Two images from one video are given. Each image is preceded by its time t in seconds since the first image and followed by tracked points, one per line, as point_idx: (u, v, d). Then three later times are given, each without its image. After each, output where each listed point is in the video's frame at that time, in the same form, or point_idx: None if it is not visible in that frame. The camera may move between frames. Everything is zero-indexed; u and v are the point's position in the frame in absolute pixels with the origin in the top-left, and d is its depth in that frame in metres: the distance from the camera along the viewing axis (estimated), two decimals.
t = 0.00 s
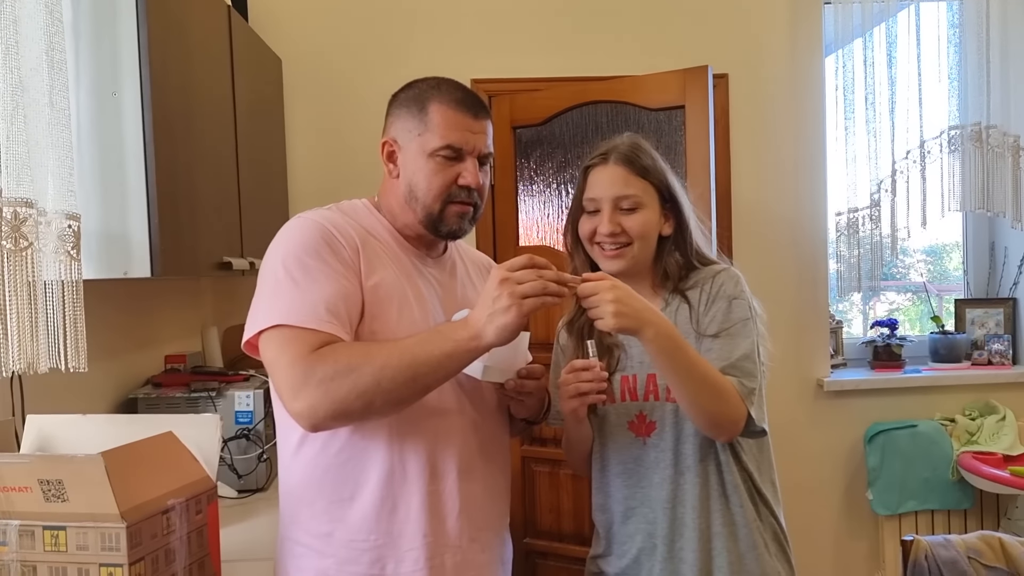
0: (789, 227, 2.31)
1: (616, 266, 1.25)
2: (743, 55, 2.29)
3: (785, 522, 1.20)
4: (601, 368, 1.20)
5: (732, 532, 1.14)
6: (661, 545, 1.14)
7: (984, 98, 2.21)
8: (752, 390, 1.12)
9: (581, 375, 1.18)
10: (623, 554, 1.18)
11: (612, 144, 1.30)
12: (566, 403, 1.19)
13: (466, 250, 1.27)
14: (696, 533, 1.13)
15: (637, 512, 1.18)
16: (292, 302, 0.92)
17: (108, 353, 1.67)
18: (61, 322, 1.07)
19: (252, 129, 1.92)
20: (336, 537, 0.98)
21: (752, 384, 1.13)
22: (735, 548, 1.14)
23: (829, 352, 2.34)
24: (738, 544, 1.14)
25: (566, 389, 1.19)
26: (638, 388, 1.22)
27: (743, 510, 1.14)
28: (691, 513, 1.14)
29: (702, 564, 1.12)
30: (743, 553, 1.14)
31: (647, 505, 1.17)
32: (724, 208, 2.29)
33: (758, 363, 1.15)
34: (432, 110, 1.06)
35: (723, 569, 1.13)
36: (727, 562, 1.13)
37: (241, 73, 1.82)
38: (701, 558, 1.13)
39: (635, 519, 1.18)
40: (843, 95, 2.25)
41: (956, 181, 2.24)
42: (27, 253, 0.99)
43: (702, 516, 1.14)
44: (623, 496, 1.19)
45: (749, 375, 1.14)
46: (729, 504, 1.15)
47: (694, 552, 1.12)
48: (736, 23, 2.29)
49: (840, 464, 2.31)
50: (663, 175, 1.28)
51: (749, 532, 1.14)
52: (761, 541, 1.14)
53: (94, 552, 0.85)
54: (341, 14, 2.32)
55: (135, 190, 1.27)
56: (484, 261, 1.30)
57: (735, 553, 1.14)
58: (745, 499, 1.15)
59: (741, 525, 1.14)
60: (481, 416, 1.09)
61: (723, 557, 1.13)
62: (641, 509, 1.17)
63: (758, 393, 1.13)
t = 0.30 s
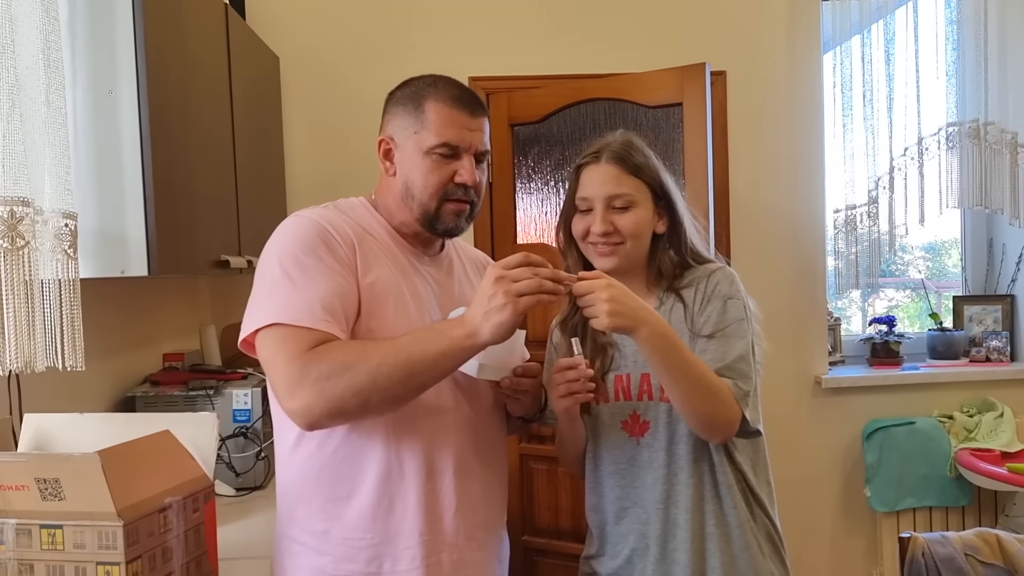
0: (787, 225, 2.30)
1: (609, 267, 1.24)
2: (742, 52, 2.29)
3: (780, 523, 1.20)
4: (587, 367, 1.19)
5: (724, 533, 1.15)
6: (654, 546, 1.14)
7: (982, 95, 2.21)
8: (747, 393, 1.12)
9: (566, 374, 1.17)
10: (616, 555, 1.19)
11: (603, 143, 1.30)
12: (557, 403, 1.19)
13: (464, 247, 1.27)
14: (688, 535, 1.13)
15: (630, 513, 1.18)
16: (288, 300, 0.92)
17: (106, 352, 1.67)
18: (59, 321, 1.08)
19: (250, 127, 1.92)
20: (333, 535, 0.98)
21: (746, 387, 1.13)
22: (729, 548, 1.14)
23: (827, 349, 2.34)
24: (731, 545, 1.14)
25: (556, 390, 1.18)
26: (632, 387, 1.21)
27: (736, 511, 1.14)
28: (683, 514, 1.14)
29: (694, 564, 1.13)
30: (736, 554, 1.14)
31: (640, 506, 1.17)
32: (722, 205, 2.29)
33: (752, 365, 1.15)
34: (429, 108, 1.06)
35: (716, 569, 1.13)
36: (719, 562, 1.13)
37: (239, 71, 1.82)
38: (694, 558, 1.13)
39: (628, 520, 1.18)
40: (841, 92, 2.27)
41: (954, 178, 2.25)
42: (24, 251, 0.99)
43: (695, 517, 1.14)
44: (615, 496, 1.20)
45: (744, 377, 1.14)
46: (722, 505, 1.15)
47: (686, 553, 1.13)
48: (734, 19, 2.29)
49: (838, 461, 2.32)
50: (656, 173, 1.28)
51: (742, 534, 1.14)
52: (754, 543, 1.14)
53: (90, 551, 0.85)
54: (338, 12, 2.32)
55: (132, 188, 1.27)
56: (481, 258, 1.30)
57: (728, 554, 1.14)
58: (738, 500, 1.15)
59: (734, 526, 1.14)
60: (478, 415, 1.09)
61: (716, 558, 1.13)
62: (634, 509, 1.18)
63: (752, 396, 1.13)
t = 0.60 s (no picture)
0: (783, 224, 2.30)
1: (629, 244, 1.23)
2: (738, 52, 2.29)
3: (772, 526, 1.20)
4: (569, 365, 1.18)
5: (715, 533, 1.15)
6: (642, 545, 1.15)
7: (978, 94, 2.21)
8: (738, 399, 1.13)
9: (548, 373, 1.17)
10: (604, 553, 1.20)
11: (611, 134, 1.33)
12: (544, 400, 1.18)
13: (457, 247, 1.27)
14: (676, 534, 1.14)
15: (618, 511, 1.19)
16: (279, 300, 0.92)
17: (101, 352, 1.67)
18: (52, 321, 1.08)
19: (246, 127, 1.93)
20: (324, 534, 0.98)
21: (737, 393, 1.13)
22: (718, 548, 1.14)
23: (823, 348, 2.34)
24: (721, 545, 1.15)
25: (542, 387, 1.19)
26: (623, 384, 1.22)
27: (726, 511, 1.15)
28: (672, 513, 1.15)
29: (682, 564, 1.13)
30: (726, 553, 1.14)
31: (628, 505, 1.18)
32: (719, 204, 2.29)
33: (744, 370, 1.16)
34: (420, 108, 1.06)
35: (704, 569, 1.13)
36: (708, 562, 1.13)
37: (233, 71, 1.82)
38: (681, 559, 1.13)
39: (617, 518, 1.19)
40: (837, 91, 2.28)
41: (950, 177, 2.24)
42: (16, 252, 1.00)
43: (683, 516, 1.14)
44: (605, 493, 1.21)
45: (735, 382, 1.15)
46: (712, 505, 1.16)
47: (674, 553, 1.13)
48: (731, 19, 2.29)
49: (834, 460, 2.32)
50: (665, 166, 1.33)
51: (733, 534, 1.14)
52: (745, 543, 1.15)
53: (81, 551, 0.86)
54: (334, 11, 2.32)
55: (125, 188, 1.27)
56: (473, 258, 1.30)
57: (718, 554, 1.14)
58: (728, 500, 1.15)
59: (724, 527, 1.15)
60: (470, 415, 1.10)
61: (704, 557, 1.14)
62: (622, 508, 1.19)
63: (743, 402, 1.13)
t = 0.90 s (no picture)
0: (781, 225, 2.29)
1: (632, 247, 1.23)
2: (735, 52, 2.28)
3: (766, 530, 1.19)
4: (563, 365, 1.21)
5: (707, 536, 1.15)
6: (633, 547, 1.15)
7: (977, 94, 2.21)
8: (729, 404, 1.12)
9: (542, 372, 1.19)
10: (596, 553, 1.21)
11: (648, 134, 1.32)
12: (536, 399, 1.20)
13: (448, 248, 1.28)
14: (666, 536, 1.14)
15: (609, 512, 1.19)
16: (267, 300, 0.92)
17: (97, 352, 1.68)
18: (43, 321, 1.08)
19: (242, 128, 1.93)
20: (313, 534, 0.98)
21: (728, 399, 1.13)
22: (710, 552, 1.14)
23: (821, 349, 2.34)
24: (713, 547, 1.14)
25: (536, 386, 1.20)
26: (618, 385, 1.22)
27: (719, 514, 1.14)
28: (663, 515, 1.14)
29: (672, 567, 1.13)
30: (719, 556, 1.14)
31: (619, 507, 1.18)
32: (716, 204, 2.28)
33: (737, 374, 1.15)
34: (410, 109, 1.07)
35: (695, 571, 1.13)
36: (699, 565, 1.13)
37: (229, 71, 1.83)
38: (671, 561, 1.13)
39: (608, 519, 1.19)
40: (834, 91, 2.27)
41: (949, 178, 2.23)
42: (6, 252, 1.00)
43: (674, 518, 1.14)
44: (598, 494, 1.21)
45: (727, 387, 1.14)
46: (705, 507, 1.15)
47: (664, 555, 1.13)
48: (728, 19, 2.28)
49: (831, 462, 2.31)
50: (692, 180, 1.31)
51: (726, 537, 1.14)
52: (738, 546, 1.14)
53: (68, 550, 0.86)
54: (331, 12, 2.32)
55: (118, 189, 1.28)
56: (465, 258, 1.30)
57: (709, 557, 1.14)
58: (721, 503, 1.15)
59: (717, 530, 1.14)
60: (459, 415, 1.10)
61: (695, 560, 1.13)
62: (613, 509, 1.19)
63: (736, 406, 1.13)
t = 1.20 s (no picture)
0: (779, 227, 2.29)
1: (631, 249, 1.23)
2: (734, 53, 2.27)
3: (756, 535, 1.18)
4: (554, 364, 1.25)
5: (695, 539, 1.14)
6: (622, 546, 1.16)
7: (977, 96, 2.20)
8: (718, 412, 1.11)
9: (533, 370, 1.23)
10: (589, 550, 1.22)
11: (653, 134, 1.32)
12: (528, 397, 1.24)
13: (439, 249, 1.28)
14: (654, 537, 1.13)
15: (601, 510, 1.20)
16: (251, 301, 0.93)
17: (94, 352, 1.69)
18: (35, 320, 1.09)
19: (240, 130, 1.94)
20: (300, 534, 0.99)
21: (717, 407, 1.12)
22: (697, 555, 1.14)
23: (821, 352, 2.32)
24: (701, 552, 1.14)
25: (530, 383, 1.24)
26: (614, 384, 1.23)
27: (707, 518, 1.14)
28: (652, 517, 1.14)
29: (659, 568, 1.13)
30: (706, 559, 1.14)
31: (610, 506, 1.19)
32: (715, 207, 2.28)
33: (727, 382, 1.14)
34: (400, 111, 1.07)
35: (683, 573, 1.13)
36: (687, 567, 1.13)
37: (227, 73, 1.84)
38: (659, 562, 1.13)
39: (600, 517, 1.20)
40: (834, 92, 2.26)
41: (950, 179, 2.22)
42: None
43: (662, 520, 1.14)
44: (592, 491, 1.22)
45: (716, 394, 1.13)
46: (694, 510, 1.15)
47: (652, 555, 1.13)
48: (727, 20, 2.28)
49: (830, 465, 2.30)
50: (696, 181, 1.31)
51: (714, 540, 1.14)
52: (727, 550, 1.14)
53: (55, 549, 0.87)
54: (331, 14, 2.33)
55: (111, 190, 1.29)
56: (456, 258, 1.30)
57: (697, 560, 1.14)
58: (710, 506, 1.14)
59: (706, 533, 1.14)
60: (448, 416, 1.10)
61: (682, 562, 1.13)
62: (604, 507, 1.20)
63: (725, 413, 1.12)
